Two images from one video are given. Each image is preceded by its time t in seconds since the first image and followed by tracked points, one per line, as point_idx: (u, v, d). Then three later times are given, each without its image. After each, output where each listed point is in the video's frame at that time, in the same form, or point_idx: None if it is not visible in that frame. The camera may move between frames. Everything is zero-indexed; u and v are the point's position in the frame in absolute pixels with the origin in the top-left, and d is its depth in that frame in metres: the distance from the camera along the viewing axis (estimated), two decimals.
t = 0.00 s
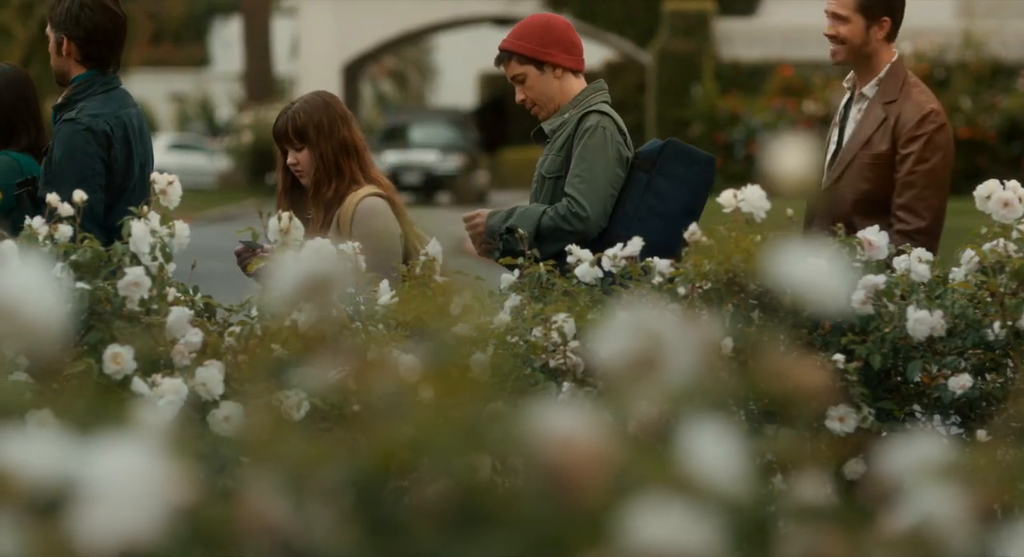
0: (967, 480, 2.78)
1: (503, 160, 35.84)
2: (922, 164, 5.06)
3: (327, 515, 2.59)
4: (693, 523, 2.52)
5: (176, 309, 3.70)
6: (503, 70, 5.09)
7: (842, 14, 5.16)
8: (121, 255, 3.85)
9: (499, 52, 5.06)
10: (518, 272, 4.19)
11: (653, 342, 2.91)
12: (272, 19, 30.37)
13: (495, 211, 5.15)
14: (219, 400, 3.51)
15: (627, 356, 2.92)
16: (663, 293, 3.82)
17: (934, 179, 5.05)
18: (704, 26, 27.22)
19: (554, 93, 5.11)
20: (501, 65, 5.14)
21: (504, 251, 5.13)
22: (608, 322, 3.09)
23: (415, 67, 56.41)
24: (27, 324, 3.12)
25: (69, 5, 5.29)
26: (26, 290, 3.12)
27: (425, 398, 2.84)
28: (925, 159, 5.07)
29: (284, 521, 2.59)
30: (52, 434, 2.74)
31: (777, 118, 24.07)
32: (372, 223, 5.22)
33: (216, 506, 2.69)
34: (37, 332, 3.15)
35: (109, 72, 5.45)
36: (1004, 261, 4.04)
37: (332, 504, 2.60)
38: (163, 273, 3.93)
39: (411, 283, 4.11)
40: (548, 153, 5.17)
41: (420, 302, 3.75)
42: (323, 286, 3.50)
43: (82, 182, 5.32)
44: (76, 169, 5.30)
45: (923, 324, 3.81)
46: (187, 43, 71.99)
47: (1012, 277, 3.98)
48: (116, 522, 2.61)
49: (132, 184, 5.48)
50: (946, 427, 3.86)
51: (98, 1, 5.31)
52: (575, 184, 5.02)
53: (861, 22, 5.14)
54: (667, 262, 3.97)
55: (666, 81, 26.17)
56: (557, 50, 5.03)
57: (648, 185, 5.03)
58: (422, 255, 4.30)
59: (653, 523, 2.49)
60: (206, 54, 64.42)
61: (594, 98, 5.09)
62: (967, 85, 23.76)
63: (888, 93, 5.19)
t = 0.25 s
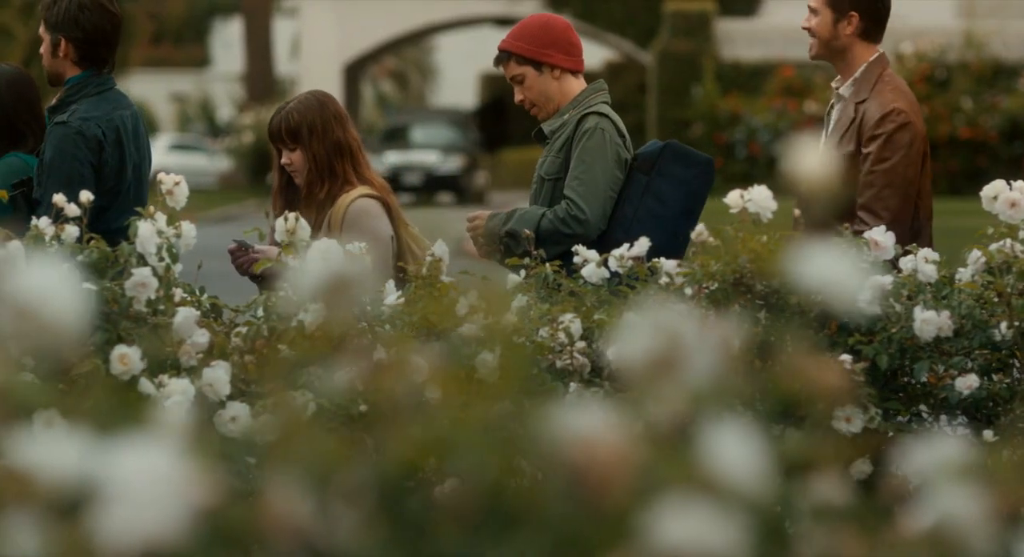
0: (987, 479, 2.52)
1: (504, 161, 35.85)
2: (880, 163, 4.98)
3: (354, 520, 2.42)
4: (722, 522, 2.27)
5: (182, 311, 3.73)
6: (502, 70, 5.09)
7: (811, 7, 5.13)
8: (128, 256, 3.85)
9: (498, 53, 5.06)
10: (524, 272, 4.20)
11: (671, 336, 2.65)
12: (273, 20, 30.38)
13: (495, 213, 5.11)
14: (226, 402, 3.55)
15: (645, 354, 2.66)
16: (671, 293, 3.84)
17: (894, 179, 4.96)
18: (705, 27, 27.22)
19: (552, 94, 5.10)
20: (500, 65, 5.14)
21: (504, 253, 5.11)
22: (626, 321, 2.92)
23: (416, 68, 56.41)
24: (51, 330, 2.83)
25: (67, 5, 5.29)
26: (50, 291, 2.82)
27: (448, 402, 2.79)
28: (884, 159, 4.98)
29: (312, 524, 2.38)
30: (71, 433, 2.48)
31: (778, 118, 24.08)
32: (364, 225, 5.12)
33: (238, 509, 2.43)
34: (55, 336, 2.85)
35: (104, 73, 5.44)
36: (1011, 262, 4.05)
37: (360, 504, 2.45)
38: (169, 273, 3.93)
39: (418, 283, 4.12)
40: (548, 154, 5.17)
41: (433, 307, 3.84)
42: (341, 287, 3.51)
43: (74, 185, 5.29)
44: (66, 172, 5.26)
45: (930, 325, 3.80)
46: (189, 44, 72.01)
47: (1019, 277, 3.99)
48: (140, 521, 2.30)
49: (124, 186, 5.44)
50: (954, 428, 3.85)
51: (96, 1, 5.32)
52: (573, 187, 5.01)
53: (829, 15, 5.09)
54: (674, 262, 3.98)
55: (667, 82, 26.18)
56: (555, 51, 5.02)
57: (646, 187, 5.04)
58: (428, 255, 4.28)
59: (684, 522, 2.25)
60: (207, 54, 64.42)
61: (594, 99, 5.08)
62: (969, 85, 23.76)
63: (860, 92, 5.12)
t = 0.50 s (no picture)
0: (1013, 479, 2.49)
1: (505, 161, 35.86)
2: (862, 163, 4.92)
3: (383, 521, 2.39)
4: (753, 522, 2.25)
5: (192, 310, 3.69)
6: (503, 71, 5.08)
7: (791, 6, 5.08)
8: (137, 256, 3.85)
9: (499, 54, 5.05)
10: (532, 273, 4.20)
11: (695, 339, 2.63)
12: (274, 20, 30.38)
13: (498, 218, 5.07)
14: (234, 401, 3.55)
15: (665, 355, 2.62)
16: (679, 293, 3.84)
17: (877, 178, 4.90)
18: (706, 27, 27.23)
19: (555, 94, 5.11)
20: (500, 66, 5.13)
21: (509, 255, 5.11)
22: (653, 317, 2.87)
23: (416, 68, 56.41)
24: (74, 330, 2.74)
25: (73, 8, 5.27)
26: (73, 292, 2.73)
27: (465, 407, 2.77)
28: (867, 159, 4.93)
29: (340, 523, 2.36)
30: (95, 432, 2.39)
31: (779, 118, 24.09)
32: (357, 224, 5.06)
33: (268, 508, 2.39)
34: (77, 337, 2.75)
35: (103, 73, 5.43)
36: (1018, 261, 4.03)
37: (388, 503, 2.41)
38: (178, 274, 3.93)
39: (426, 283, 4.12)
40: (552, 157, 5.16)
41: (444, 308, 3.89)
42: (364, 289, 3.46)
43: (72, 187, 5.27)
44: (64, 174, 5.24)
45: (938, 325, 3.78)
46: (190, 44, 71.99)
47: None
48: (167, 522, 2.24)
49: (122, 188, 5.44)
50: (963, 427, 3.87)
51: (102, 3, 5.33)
52: (580, 189, 5.00)
53: (808, 12, 5.03)
54: (682, 263, 3.99)
55: (668, 82, 26.25)
56: (557, 51, 5.02)
57: (651, 189, 5.03)
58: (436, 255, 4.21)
59: (711, 522, 2.23)
60: (207, 54, 64.41)
61: (596, 100, 5.07)
62: (970, 85, 23.76)
63: (840, 92, 5.06)
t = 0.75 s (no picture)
0: None
1: (506, 161, 35.86)
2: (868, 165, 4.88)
3: (412, 527, 2.38)
4: (788, 521, 2.26)
5: (201, 310, 3.70)
6: (508, 65, 5.02)
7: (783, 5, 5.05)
8: (146, 256, 3.85)
9: (505, 47, 5.00)
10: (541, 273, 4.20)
11: (721, 340, 2.69)
12: (275, 20, 30.39)
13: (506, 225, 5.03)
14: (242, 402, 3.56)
15: (693, 355, 2.69)
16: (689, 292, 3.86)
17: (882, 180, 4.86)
18: (707, 27, 27.24)
19: (559, 93, 5.05)
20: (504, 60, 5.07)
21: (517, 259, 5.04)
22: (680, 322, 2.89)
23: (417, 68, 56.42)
24: (103, 331, 2.76)
25: (73, 9, 5.28)
26: (103, 290, 2.75)
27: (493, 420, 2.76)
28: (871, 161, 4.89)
29: (373, 523, 2.35)
30: (123, 432, 2.42)
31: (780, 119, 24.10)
32: (358, 227, 5.06)
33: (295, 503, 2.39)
34: (106, 336, 2.77)
35: (103, 74, 5.41)
36: None
37: (422, 506, 2.43)
38: (187, 274, 3.92)
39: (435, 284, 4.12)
40: (559, 159, 5.11)
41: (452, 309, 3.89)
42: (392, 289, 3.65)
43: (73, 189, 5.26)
44: (64, 176, 5.24)
45: (948, 325, 3.75)
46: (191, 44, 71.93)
47: None
48: (195, 523, 2.27)
49: (124, 189, 5.44)
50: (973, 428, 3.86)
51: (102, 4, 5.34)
52: (593, 194, 4.94)
53: (800, 15, 5.00)
54: (692, 263, 3.99)
55: (669, 82, 26.24)
56: (564, 50, 4.97)
57: (659, 192, 5.03)
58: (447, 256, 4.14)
59: (746, 522, 2.24)
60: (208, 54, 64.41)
61: (602, 102, 5.04)
62: (971, 86, 23.77)
63: (840, 95, 5.02)
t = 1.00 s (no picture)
0: None
1: (507, 161, 35.86)
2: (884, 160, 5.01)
3: (450, 527, 2.32)
4: (827, 521, 2.25)
5: (213, 311, 3.71)
6: (515, 67, 5.01)
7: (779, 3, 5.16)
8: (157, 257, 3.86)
9: (511, 49, 4.98)
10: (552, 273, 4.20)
11: (755, 343, 2.59)
12: (276, 21, 30.40)
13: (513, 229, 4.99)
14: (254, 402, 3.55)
15: (727, 358, 2.59)
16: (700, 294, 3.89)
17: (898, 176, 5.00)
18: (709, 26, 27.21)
19: (566, 93, 5.05)
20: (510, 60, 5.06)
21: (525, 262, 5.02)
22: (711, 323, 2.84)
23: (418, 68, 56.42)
24: (135, 327, 2.80)
25: (72, 10, 5.26)
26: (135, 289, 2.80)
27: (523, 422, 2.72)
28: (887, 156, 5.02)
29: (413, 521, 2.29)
30: (156, 433, 2.37)
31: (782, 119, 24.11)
32: (360, 229, 5.06)
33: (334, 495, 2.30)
34: (138, 333, 2.82)
35: (104, 73, 5.41)
36: None
37: (462, 504, 2.37)
38: (198, 274, 3.92)
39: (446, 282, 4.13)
40: (567, 161, 5.11)
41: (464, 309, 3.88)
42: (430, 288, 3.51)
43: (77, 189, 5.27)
44: (69, 177, 5.24)
45: (960, 325, 3.74)
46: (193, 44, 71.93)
47: None
48: (233, 522, 2.22)
49: (129, 188, 5.44)
50: (982, 428, 3.81)
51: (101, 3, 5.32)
52: (603, 197, 4.95)
53: (796, 10, 5.12)
54: (703, 263, 4.00)
55: (670, 82, 26.25)
56: (572, 51, 4.97)
57: (666, 193, 5.03)
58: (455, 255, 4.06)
59: (789, 521, 2.24)
60: (208, 54, 64.40)
61: (609, 102, 5.04)
62: (972, 86, 23.75)
63: (842, 91, 5.14)
